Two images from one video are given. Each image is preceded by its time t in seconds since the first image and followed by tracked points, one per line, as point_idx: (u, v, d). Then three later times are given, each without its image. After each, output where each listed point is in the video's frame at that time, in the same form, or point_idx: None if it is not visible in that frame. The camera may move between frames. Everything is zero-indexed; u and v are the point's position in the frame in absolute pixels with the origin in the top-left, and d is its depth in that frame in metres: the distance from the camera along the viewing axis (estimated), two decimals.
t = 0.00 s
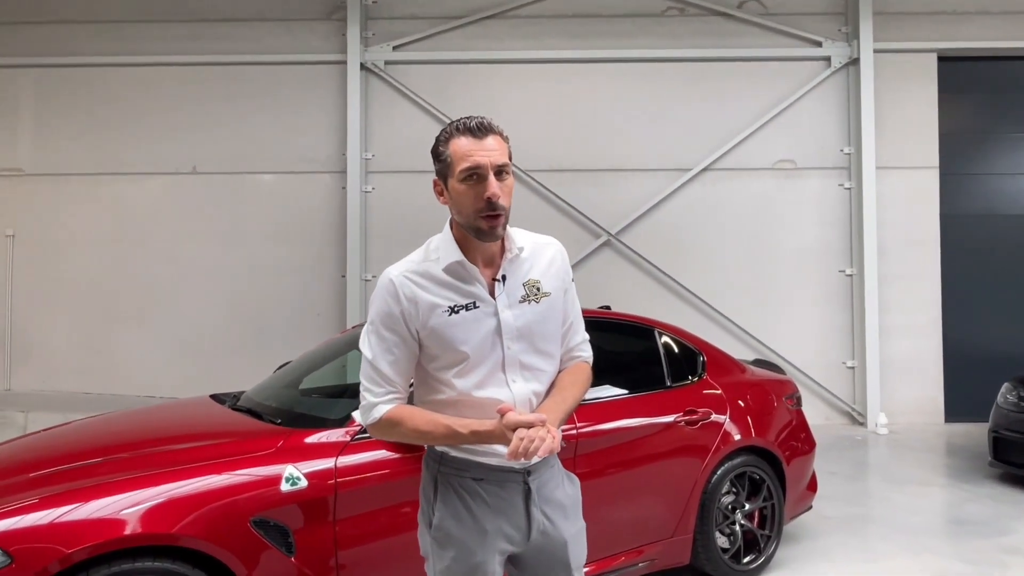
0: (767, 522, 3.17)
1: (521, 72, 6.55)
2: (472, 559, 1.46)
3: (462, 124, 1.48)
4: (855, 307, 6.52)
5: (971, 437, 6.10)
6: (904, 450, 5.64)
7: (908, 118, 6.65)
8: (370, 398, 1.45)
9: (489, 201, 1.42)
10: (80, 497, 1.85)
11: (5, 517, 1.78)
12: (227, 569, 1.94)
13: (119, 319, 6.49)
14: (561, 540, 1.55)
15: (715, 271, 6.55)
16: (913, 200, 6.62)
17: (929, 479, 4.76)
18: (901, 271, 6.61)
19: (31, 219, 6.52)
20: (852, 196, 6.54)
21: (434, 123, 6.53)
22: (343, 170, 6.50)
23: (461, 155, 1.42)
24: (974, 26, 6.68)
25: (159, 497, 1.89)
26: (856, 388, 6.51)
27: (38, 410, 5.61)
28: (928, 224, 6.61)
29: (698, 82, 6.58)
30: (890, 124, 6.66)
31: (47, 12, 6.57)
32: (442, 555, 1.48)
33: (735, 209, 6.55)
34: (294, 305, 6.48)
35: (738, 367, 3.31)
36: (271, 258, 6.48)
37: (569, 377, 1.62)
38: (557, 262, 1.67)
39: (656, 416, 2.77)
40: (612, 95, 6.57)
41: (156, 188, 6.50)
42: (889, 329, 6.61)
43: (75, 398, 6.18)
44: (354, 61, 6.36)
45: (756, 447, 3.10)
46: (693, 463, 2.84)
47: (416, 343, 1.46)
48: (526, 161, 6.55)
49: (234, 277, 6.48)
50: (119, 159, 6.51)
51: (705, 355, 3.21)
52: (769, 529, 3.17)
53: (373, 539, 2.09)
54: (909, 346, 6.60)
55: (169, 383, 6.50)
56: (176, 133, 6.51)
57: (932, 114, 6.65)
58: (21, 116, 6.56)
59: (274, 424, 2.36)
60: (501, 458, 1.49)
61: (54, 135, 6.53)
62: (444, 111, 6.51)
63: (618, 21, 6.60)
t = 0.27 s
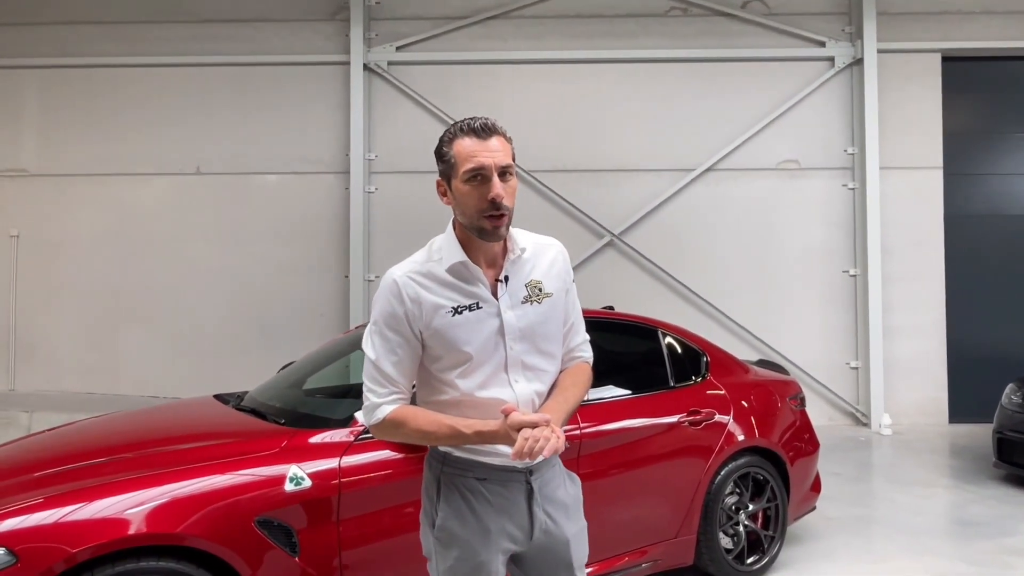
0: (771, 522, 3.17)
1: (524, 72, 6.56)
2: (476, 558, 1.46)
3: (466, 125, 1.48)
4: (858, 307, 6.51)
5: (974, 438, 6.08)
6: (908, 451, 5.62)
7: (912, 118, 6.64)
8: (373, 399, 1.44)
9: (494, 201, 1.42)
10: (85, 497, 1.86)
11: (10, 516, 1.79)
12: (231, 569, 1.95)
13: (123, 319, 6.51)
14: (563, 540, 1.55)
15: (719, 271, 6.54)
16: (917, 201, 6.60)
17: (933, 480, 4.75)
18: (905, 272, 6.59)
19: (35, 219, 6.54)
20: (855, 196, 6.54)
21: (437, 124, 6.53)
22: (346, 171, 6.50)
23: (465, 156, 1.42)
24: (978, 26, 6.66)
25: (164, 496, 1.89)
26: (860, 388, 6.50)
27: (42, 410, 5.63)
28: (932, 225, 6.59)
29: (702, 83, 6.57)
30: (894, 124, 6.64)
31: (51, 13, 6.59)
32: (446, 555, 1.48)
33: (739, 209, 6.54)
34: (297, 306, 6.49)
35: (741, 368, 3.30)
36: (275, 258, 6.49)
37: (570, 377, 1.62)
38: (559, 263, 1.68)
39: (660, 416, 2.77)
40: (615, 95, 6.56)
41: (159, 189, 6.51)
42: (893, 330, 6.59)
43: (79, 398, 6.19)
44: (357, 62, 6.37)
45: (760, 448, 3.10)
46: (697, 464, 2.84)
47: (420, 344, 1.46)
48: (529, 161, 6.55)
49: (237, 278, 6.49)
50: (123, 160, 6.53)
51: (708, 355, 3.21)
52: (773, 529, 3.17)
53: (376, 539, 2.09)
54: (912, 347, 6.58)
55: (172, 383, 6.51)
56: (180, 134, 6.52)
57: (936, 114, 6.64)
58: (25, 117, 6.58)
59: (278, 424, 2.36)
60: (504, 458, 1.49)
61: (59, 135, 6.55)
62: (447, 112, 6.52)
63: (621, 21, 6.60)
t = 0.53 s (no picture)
0: (773, 523, 3.16)
1: (525, 73, 6.56)
2: (476, 558, 1.46)
3: (467, 124, 1.48)
4: (860, 307, 6.50)
5: (975, 438, 6.07)
6: (910, 451, 5.61)
7: (913, 119, 6.63)
8: (373, 399, 1.44)
9: (496, 201, 1.42)
10: (86, 497, 1.86)
11: (11, 516, 1.79)
12: (232, 568, 1.94)
13: (124, 319, 6.51)
14: (563, 539, 1.55)
15: (720, 272, 6.54)
16: (918, 201, 6.59)
17: (934, 481, 4.74)
18: (906, 272, 6.59)
19: (36, 219, 6.54)
20: (856, 196, 6.53)
21: (438, 124, 6.53)
22: (347, 171, 6.51)
23: (467, 155, 1.42)
24: (980, 26, 6.65)
25: (165, 496, 1.89)
26: (861, 389, 6.49)
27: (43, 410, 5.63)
28: (933, 225, 6.59)
29: (703, 83, 6.57)
30: (895, 124, 6.64)
31: (53, 13, 6.60)
32: (446, 555, 1.48)
33: (740, 209, 6.53)
34: (298, 306, 6.49)
35: (743, 368, 3.30)
36: (276, 258, 6.49)
37: (570, 377, 1.62)
38: (559, 263, 1.67)
39: (661, 416, 2.76)
40: (616, 95, 6.56)
41: (160, 189, 6.51)
42: (894, 330, 6.59)
43: (80, 399, 6.19)
44: (358, 62, 6.37)
45: (761, 448, 3.10)
46: (698, 464, 2.84)
47: (420, 343, 1.46)
48: (530, 161, 6.54)
49: (238, 278, 6.49)
50: (124, 160, 6.53)
51: (709, 355, 3.21)
52: (774, 530, 3.16)
53: (376, 538, 2.09)
54: (914, 347, 6.58)
55: (173, 383, 6.51)
56: (181, 134, 6.53)
57: (938, 114, 6.63)
58: (26, 117, 6.59)
59: (279, 424, 2.36)
60: (505, 457, 1.48)
61: (60, 136, 6.56)
62: (448, 112, 6.52)
63: (622, 21, 6.60)
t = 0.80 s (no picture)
0: (771, 523, 3.16)
1: (524, 73, 6.56)
2: (475, 559, 1.46)
3: (467, 124, 1.47)
4: (859, 307, 6.50)
5: (975, 438, 6.07)
6: (909, 451, 5.61)
7: (912, 119, 6.64)
8: (372, 399, 1.43)
9: (496, 201, 1.42)
10: (84, 497, 1.85)
11: (8, 517, 1.79)
12: (230, 569, 1.94)
13: (123, 320, 6.50)
14: (562, 539, 1.55)
15: (719, 272, 6.54)
16: (917, 201, 6.60)
17: (934, 481, 4.74)
18: (905, 272, 6.59)
19: (34, 220, 6.54)
20: (855, 196, 6.53)
21: (436, 124, 6.53)
22: (346, 171, 6.50)
23: (468, 155, 1.42)
24: (978, 26, 6.66)
25: (163, 497, 1.89)
26: (860, 389, 6.49)
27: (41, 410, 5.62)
28: (932, 225, 6.59)
29: (702, 83, 6.57)
30: (894, 125, 6.64)
31: (51, 14, 6.59)
32: (445, 556, 1.48)
33: (738, 209, 6.53)
34: (296, 306, 6.48)
35: (741, 368, 3.30)
36: (275, 258, 6.49)
37: (569, 378, 1.62)
38: (558, 264, 1.67)
39: (659, 416, 2.76)
40: (615, 95, 6.56)
41: (159, 189, 6.51)
42: (893, 330, 6.59)
43: (78, 399, 6.19)
44: (357, 63, 6.37)
45: (760, 448, 3.10)
46: (697, 464, 2.83)
47: (419, 343, 1.45)
48: (529, 161, 6.54)
49: (236, 279, 6.48)
50: (122, 160, 6.53)
51: (708, 355, 3.21)
52: (773, 530, 3.16)
53: (375, 539, 2.09)
54: (913, 347, 6.58)
55: (172, 384, 6.51)
56: (179, 135, 6.52)
57: (936, 114, 6.64)
58: (24, 117, 6.58)
59: (277, 424, 2.36)
60: (504, 457, 1.48)
61: (58, 136, 6.55)
62: (447, 112, 6.52)
63: (621, 22, 6.60)
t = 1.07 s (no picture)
0: (767, 522, 3.16)
1: (521, 73, 6.55)
2: (472, 559, 1.46)
3: (465, 123, 1.47)
4: (854, 307, 6.52)
5: (970, 438, 6.09)
6: (905, 451, 5.63)
7: (908, 119, 6.65)
8: (369, 399, 1.43)
9: (495, 201, 1.42)
10: (78, 499, 1.85)
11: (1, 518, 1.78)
12: (223, 570, 1.93)
13: (118, 320, 6.49)
14: (558, 539, 1.55)
15: (715, 272, 6.54)
16: (913, 201, 6.61)
17: (929, 480, 4.76)
18: (901, 272, 6.60)
19: (29, 220, 6.52)
20: (851, 196, 6.55)
21: (433, 124, 6.53)
22: (342, 171, 6.50)
23: (467, 155, 1.42)
24: (973, 26, 6.68)
25: (157, 498, 1.88)
26: (856, 389, 6.51)
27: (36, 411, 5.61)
28: (927, 225, 6.60)
29: (698, 83, 6.58)
30: (889, 125, 6.66)
31: (46, 13, 6.57)
32: (442, 556, 1.47)
33: (734, 209, 6.54)
34: (292, 306, 6.48)
35: (737, 367, 3.30)
36: (271, 258, 6.48)
37: (566, 377, 1.62)
38: (555, 263, 1.67)
39: (655, 416, 2.76)
40: (612, 96, 6.56)
41: (154, 190, 6.49)
42: (889, 329, 6.60)
43: (74, 400, 6.17)
44: (353, 63, 6.37)
45: (755, 448, 3.10)
46: (692, 464, 2.83)
47: (417, 343, 1.45)
48: (525, 162, 6.54)
49: (232, 279, 6.47)
50: (117, 160, 6.51)
51: (703, 355, 3.21)
52: (769, 530, 3.16)
53: (370, 539, 2.09)
54: (909, 347, 6.59)
55: (167, 384, 6.49)
56: (175, 135, 6.51)
57: (932, 114, 6.65)
58: (19, 118, 6.57)
59: (272, 425, 2.36)
60: (501, 458, 1.48)
61: (53, 136, 6.53)
62: (443, 113, 6.51)
63: (617, 22, 6.60)
